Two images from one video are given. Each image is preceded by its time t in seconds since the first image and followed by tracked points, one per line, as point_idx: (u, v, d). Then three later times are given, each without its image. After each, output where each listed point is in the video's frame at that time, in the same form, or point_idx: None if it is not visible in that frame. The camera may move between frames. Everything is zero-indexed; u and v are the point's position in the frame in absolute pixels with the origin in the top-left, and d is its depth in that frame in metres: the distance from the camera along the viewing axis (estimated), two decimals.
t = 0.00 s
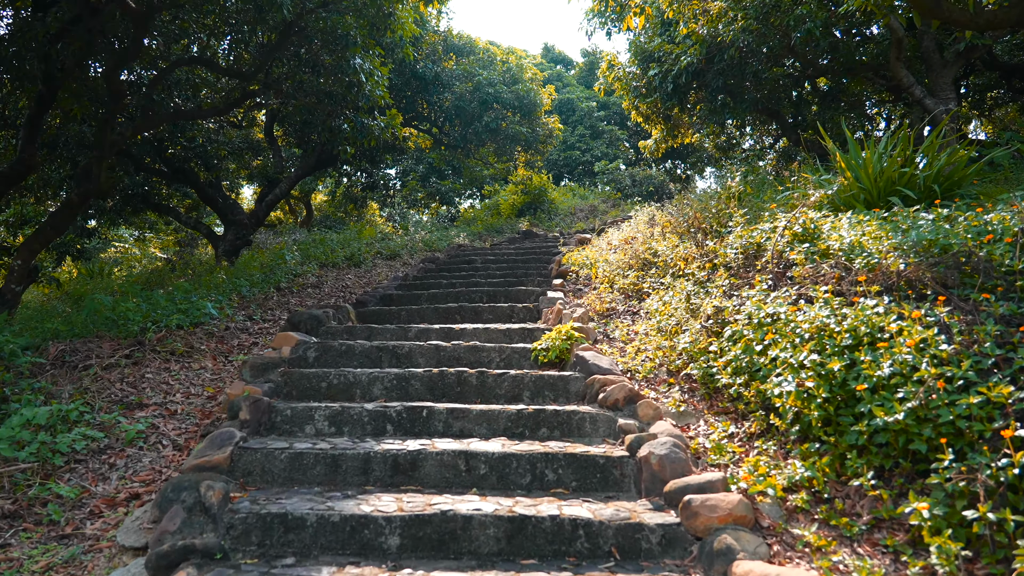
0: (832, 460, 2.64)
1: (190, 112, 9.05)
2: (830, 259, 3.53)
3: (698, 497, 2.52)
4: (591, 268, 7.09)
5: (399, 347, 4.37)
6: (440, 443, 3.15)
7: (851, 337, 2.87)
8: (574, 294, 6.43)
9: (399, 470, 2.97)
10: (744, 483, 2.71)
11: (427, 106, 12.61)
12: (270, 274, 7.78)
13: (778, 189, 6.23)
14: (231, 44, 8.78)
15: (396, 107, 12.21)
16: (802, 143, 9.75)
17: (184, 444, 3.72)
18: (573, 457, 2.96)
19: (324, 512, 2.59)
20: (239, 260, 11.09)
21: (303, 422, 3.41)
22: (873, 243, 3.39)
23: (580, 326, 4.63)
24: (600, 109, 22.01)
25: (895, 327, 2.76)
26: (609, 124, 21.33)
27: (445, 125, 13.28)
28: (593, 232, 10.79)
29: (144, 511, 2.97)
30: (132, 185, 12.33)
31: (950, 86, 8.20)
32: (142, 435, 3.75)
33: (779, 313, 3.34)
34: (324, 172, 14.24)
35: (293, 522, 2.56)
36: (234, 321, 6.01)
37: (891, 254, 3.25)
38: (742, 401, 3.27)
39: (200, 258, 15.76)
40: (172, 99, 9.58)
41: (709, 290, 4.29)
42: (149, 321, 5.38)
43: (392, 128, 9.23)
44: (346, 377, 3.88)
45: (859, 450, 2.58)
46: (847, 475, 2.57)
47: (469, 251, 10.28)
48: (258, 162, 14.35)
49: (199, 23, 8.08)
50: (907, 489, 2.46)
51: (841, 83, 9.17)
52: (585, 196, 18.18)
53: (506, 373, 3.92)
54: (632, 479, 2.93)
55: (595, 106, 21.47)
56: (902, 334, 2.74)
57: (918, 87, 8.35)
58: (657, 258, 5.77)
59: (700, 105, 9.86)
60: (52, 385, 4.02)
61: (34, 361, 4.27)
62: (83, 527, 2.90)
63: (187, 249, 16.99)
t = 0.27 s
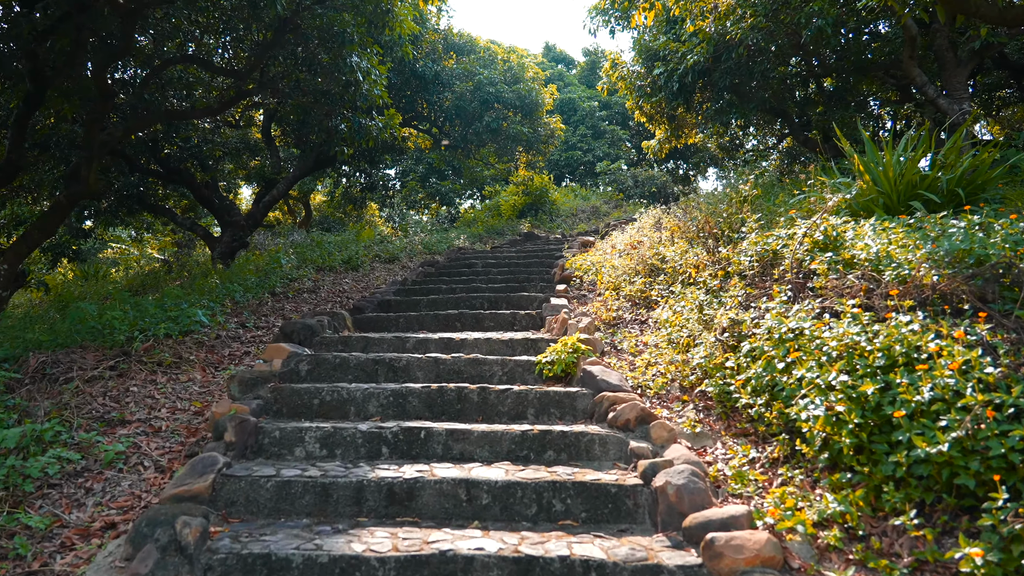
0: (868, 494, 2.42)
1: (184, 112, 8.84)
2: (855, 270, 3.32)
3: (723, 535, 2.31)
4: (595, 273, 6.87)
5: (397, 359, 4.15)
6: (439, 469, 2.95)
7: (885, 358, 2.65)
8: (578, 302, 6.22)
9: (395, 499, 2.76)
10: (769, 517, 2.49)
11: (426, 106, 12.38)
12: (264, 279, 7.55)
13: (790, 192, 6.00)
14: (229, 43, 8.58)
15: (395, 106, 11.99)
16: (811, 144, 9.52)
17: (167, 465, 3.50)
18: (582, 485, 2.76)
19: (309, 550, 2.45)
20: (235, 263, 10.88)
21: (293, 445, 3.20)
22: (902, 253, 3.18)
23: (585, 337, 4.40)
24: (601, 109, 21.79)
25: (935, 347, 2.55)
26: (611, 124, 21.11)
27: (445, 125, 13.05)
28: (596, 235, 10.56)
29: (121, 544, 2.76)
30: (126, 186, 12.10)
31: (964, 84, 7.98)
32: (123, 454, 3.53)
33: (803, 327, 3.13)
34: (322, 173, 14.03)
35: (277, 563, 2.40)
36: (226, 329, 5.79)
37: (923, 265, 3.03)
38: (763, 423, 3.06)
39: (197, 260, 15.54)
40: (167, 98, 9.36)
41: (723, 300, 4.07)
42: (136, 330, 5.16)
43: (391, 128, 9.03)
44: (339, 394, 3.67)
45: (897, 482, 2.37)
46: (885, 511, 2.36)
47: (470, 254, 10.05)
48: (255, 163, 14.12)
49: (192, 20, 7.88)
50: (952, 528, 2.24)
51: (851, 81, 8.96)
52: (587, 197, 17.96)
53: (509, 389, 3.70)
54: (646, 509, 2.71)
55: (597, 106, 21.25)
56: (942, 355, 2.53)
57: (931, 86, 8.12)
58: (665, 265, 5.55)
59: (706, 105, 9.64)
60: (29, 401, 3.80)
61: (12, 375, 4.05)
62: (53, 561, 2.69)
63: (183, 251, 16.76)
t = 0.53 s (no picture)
0: (907, 533, 2.22)
1: (178, 112, 8.63)
2: (883, 283, 3.11)
3: None
4: (601, 279, 6.65)
5: (393, 374, 3.94)
6: (439, 500, 2.76)
7: (922, 382, 2.44)
8: (583, 310, 6.01)
9: (390, 535, 2.60)
10: (796, 557, 2.30)
11: (427, 105, 12.16)
12: (259, 284, 7.34)
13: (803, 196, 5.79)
14: (227, 41, 8.38)
15: (394, 106, 11.77)
16: (820, 144, 9.30)
17: (148, 490, 3.29)
18: (592, 520, 2.58)
19: None
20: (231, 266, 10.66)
21: (282, 471, 3.00)
22: (935, 266, 2.97)
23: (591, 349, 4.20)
24: (603, 108, 21.56)
25: (978, 371, 2.34)
26: (613, 124, 20.88)
27: (445, 125, 12.83)
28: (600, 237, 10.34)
29: None
30: (121, 187, 11.89)
31: (979, 84, 7.75)
32: (101, 479, 3.32)
33: (828, 346, 2.92)
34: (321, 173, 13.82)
35: None
36: (218, 338, 5.57)
37: (957, 278, 2.83)
38: (787, 449, 2.85)
39: (194, 262, 15.33)
40: (161, 97, 9.15)
41: (738, 312, 3.87)
42: (123, 340, 4.94)
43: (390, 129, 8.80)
44: (332, 413, 3.46)
45: (940, 522, 2.16)
46: (927, 554, 2.15)
47: (471, 257, 9.83)
48: (253, 163, 13.90)
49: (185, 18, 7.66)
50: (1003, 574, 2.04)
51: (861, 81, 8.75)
52: (589, 197, 17.73)
53: (512, 407, 3.50)
54: (661, 546, 2.52)
55: (599, 105, 21.02)
56: (985, 380, 2.33)
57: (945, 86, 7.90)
58: (674, 272, 5.34)
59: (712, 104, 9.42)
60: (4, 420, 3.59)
61: None
62: None
63: (181, 252, 16.54)
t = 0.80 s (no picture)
0: None
1: (172, 111, 8.41)
2: (914, 294, 2.90)
3: None
4: (607, 284, 6.41)
5: (387, 389, 3.72)
6: (435, 532, 2.55)
7: (966, 406, 2.23)
8: (588, 317, 5.79)
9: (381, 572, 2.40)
10: None
11: (426, 105, 11.93)
12: (252, 288, 7.09)
13: (816, 199, 5.57)
14: (223, 40, 8.17)
15: (393, 106, 11.54)
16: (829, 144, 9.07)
17: (124, 515, 3.07)
18: (601, 554, 2.38)
19: None
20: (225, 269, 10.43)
21: (267, 498, 2.80)
22: (970, 276, 2.76)
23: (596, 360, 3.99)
24: (605, 107, 21.32)
25: None
26: (615, 123, 20.64)
27: (445, 124, 12.59)
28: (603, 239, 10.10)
29: None
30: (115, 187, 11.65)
31: (994, 82, 7.51)
32: (74, 503, 3.10)
33: (857, 362, 2.71)
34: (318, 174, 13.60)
35: None
36: (207, 345, 5.35)
37: (997, 289, 2.62)
38: (812, 475, 2.64)
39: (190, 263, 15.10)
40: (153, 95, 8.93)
41: (754, 323, 3.66)
42: (107, 349, 4.72)
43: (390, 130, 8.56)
44: (321, 432, 3.25)
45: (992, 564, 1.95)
46: None
47: (473, 260, 9.60)
48: (250, 163, 13.67)
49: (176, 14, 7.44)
50: None
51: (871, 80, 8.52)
52: (591, 198, 17.48)
53: (513, 425, 3.29)
54: None
55: (601, 105, 20.79)
56: None
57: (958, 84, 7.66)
58: (682, 278, 5.12)
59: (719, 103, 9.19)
60: None
61: None
62: None
63: (177, 254, 16.30)
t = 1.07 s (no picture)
0: None
1: (166, 112, 8.19)
2: (954, 313, 2.69)
3: None
4: (614, 292, 6.19)
5: (384, 410, 3.50)
6: None
7: None
8: (595, 327, 5.57)
9: None
10: None
11: (427, 105, 11.71)
12: (247, 294, 6.86)
13: (834, 205, 5.34)
14: (222, 39, 7.97)
15: (393, 106, 11.31)
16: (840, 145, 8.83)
17: (98, 550, 2.85)
18: None
19: None
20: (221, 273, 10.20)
21: (250, 537, 2.62)
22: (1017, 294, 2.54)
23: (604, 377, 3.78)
24: (608, 107, 21.08)
25: None
26: (619, 123, 20.40)
27: (446, 124, 12.35)
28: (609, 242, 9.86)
29: None
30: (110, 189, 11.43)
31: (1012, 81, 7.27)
32: (44, 536, 2.87)
33: (894, 389, 2.49)
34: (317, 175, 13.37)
35: None
36: (198, 356, 5.12)
37: None
38: (846, 513, 2.42)
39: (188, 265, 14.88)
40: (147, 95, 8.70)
41: (775, 340, 3.45)
42: (92, 362, 4.49)
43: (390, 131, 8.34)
44: (312, 458, 3.02)
45: None
46: None
47: (475, 263, 9.37)
48: (248, 164, 13.45)
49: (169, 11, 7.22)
50: None
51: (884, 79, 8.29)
52: (594, 199, 17.23)
53: (518, 452, 3.07)
54: None
55: (604, 104, 20.55)
56: None
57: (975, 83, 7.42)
58: (694, 287, 4.91)
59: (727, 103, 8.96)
60: None
61: None
62: None
63: (175, 256, 16.07)
